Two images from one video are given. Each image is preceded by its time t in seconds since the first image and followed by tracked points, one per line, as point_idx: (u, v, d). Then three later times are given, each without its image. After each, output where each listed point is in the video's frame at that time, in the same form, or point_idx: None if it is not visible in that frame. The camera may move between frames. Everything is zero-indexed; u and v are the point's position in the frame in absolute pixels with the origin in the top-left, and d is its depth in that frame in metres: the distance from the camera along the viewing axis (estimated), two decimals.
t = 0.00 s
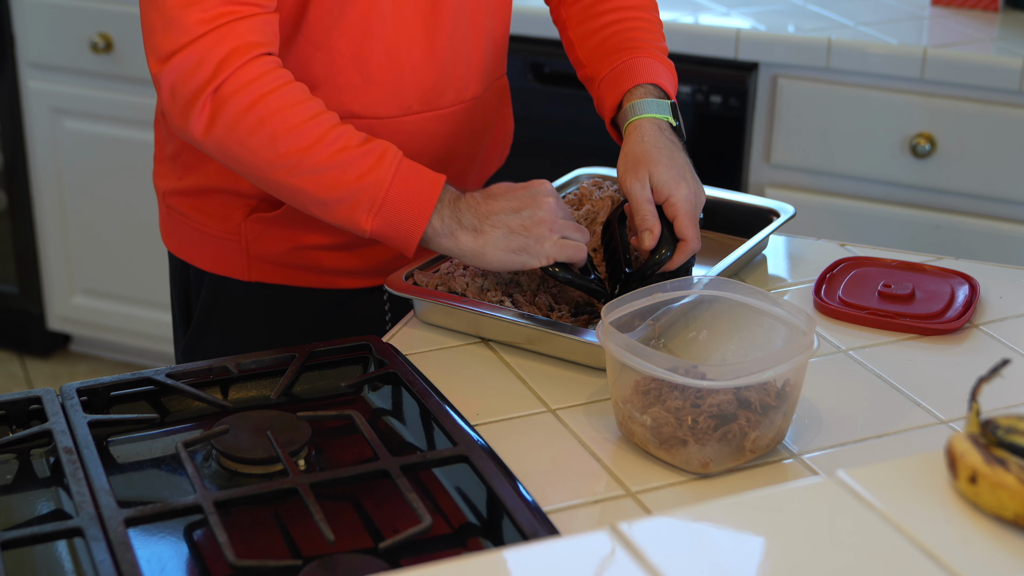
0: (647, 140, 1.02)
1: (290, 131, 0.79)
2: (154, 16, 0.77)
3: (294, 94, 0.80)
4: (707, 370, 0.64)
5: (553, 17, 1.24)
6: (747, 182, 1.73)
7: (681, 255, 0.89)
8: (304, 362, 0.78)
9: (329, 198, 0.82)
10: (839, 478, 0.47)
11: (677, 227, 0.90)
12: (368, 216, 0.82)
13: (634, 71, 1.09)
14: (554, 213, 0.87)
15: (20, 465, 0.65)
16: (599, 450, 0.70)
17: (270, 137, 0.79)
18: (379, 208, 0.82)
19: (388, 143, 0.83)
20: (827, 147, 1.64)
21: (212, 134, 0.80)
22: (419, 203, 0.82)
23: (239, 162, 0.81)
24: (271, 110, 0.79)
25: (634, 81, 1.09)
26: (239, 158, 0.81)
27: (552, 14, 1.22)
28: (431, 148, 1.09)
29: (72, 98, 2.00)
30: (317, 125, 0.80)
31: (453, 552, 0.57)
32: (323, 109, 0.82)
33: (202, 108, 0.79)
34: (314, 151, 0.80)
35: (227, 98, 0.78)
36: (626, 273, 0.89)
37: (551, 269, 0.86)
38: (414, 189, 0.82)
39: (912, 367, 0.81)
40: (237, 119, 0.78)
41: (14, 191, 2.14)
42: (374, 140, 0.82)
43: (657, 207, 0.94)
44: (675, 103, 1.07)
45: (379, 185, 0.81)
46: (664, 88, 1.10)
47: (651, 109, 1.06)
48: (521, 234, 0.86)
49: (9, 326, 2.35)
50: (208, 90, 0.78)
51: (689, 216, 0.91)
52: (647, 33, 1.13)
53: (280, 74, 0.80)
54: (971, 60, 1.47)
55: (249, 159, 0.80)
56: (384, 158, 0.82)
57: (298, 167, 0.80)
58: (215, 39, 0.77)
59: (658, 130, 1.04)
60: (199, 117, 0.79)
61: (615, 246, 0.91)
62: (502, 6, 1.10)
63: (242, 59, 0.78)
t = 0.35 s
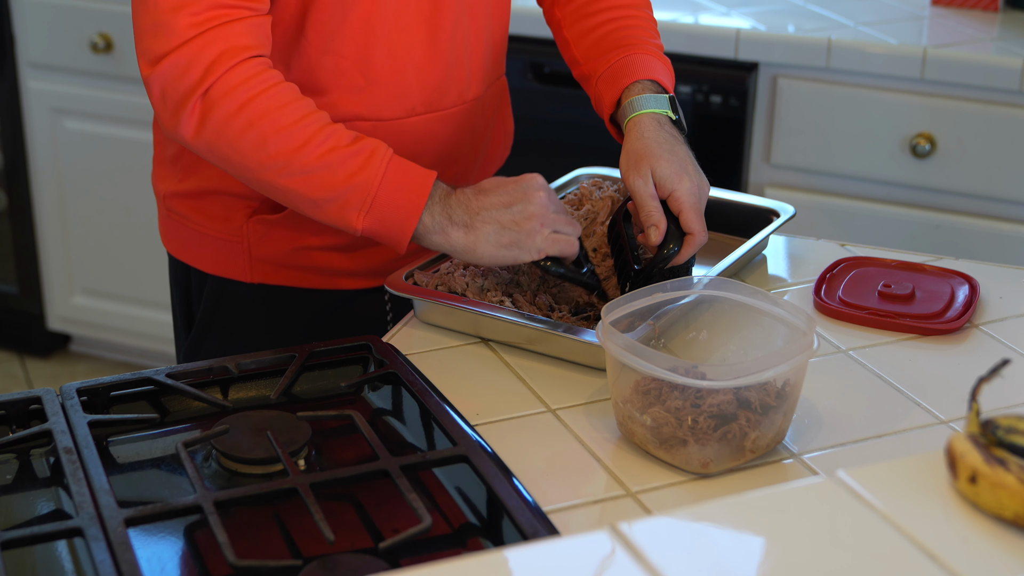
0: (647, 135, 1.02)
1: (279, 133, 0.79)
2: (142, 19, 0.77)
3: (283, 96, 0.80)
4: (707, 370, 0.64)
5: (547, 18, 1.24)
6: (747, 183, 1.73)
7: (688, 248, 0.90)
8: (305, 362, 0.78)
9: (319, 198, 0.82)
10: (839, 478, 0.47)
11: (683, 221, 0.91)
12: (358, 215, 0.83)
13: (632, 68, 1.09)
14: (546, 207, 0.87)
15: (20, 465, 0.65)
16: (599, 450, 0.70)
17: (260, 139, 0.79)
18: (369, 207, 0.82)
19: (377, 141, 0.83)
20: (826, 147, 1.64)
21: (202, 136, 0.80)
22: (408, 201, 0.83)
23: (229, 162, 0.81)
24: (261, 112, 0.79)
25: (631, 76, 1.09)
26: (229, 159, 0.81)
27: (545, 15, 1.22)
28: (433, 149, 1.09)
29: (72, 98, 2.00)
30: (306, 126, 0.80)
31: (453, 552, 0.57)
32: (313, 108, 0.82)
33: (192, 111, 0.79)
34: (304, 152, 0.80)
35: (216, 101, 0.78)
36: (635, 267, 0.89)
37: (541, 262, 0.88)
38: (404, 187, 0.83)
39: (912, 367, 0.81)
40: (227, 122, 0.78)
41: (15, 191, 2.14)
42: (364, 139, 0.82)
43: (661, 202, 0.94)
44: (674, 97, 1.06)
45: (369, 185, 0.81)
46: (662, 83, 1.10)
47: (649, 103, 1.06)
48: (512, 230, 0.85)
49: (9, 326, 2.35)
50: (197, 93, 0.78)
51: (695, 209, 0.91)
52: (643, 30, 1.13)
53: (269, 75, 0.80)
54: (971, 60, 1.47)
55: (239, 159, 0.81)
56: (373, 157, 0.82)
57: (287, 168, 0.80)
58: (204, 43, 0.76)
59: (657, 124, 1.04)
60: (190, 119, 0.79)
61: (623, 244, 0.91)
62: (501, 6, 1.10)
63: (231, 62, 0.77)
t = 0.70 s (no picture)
0: (648, 150, 1.01)
1: (310, 138, 0.79)
2: (169, 21, 0.76)
3: (315, 101, 0.80)
4: (707, 370, 0.64)
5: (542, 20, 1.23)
6: (747, 182, 1.73)
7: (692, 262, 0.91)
8: (305, 362, 0.78)
9: (347, 205, 0.82)
10: (839, 478, 0.47)
11: (686, 235, 0.91)
12: (386, 223, 0.83)
13: (631, 77, 1.09)
14: (569, 228, 0.89)
15: (20, 465, 0.65)
16: (599, 450, 0.70)
17: (290, 144, 0.79)
18: (397, 215, 0.83)
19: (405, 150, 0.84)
20: (826, 147, 1.64)
21: (230, 140, 0.79)
22: (436, 210, 0.84)
23: (255, 167, 0.81)
24: (293, 117, 0.79)
25: (632, 88, 1.09)
26: (257, 164, 0.81)
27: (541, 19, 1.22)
28: (431, 148, 1.09)
29: (72, 98, 2.00)
30: (337, 132, 0.80)
31: (453, 552, 0.57)
32: (341, 115, 0.82)
33: (221, 115, 0.78)
34: (335, 158, 0.80)
35: (246, 105, 0.78)
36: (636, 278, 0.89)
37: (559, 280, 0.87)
38: (432, 196, 0.83)
39: (912, 367, 0.81)
40: (257, 127, 0.78)
41: (14, 191, 2.14)
42: (392, 147, 0.83)
43: (664, 216, 0.95)
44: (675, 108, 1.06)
45: (398, 193, 0.82)
46: (662, 92, 1.10)
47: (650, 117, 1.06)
48: (538, 246, 0.87)
49: (9, 326, 2.35)
50: (227, 96, 0.77)
51: (697, 224, 0.92)
52: (639, 38, 1.13)
53: (300, 80, 0.80)
54: (971, 60, 1.47)
55: (268, 165, 0.80)
56: (402, 165, 0.83)
57: (317, 174, 0.80)
58: (233, 46, 0.76)
59: (658, 138, 1.04)
60: (218, 123, 0.79)
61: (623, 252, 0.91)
62: (499, 6, 1.10)
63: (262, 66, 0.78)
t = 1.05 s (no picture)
0: (642, 147, 1.01)
1: (271, 124, 0.79)
2: (136, 17, 0.78)
3: (277, 87, 0.80)
4: (707, 370, 0.64)
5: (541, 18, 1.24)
6: (747, 182, 1.73)
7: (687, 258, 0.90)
8: (305, 362, 0.78)
9: (312, 190, 0.81)
10: (839, 478, 0.47)
11: (680, 231, 0.91)
12: (352, 206, 0.82)
13: (626, 76, 1.09)
14: (543, 219, 0.88)
15: (20, 465, 0.65)
16: (599, 450, 0.70)
17: (251, 131, 0.79)
18: (362, 197, 0.81)
19: (372, 133, 0.83)
20: (826, 147, 1.64)
21: (194, 130, 0.80)
22: (403, 191, 0.82)
23: (222, 157, 0.82)
24: (252, 103, 0.79)
25: (626, 84, 1.09)
26: (222, 153, 0.81)
27: (540, 17, 1.22)
28: (432, 147, 1.08)
29: (72, 98, 2.00)
30: (298, 118, 0.80)
31: (453, 552, 0.57)
32: (306, 101, 0.82)
33: (184, 105, 0.79)
34: (296, 143, 0.80)
35: (207, 94, 0.78)
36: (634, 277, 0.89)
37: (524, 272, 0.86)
38: (398, 177, 0.82)
39: (913, 367, 0.81)
40: (219, 115, 0.79)
41: (14, 191, 2.14)
42: (357, 130, 0.82)
43: (659, 213, 0.94)
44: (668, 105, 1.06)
45: (362, 175, 0.81)
46: (657, 90, 1.09)
47: (645, 113, 1.06)
48: (508, 232, 0.85)
49: (9, 326, 2.35)
50: (189, 87, 0.78)
51: (692, 219, 0.91)
52: (636, 36, 1.13)
53: (262, 68, 0.80)
54: (971, 60, 1.47)
55: (233, 153, 0.81)
56: (367, 147, 0.82)
57: (281, 160, 0.80)
58: (194, 37, 0.77)
59: (652, 136, 1.03)
60: (183, 113, 0.80)
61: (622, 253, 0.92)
62: (501, 5, 1.10)
63: (223, 54, 0.78)
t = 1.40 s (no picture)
0: (659, 99, 1.02)
1: (253, 125, 0.78)
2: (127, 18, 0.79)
3: (260, 86, 0.79)
4: (707, 370, 0.64)
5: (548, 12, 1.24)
6: (747, 182, 1.73)
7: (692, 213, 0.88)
8: (305, 362, 0.78)
9: (297, 190, 0.81)
10: (839, 478, 0.47)
11: (692, 180, 0.90)
12: (337, 206, 0.81)
13: (638, 43, 1.09)
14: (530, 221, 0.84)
15: (20, 465, 0.65)
16: (599, 450, 0.70)
17: (235, 132, 0.79)
18: (346, 198, 0.80)
19: (358, 131, 0.81)
20: (826, 147, 1.64)
21: (182, 129, 0.80)
22: (387, 191, 0.80)
23: (210, 155, 0.82)
24: (235, 104, 0.78)
25: (638, 48, 1.09)
26: (210, 152, 0.81)
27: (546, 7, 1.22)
28: (429, 147, 1.08)
29: (72, 98, 2.00)
30: (280, 118, 0.79)
31: (453, 552, 0.57)
32: (292, 99, 0.81)
33: (171, 105, 0.79)
34: (278, 144, 0.79)
35: (192, 96, 0.78)
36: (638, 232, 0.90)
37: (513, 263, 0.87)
38: (382, 176, 0.80)
39: (912, 367, 0.81)
40: (203, 116, 0.79)
41: (14, 191, 2.14)
42: (342, 129, 0.81)
43: (671, 162, 0.95)
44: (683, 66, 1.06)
45: (345, 176, 0.80)
46: (669, 54, 1.10)
47: (657, 72, 1.06)
48: (490, 239, 0.83)
49: (9, 326, 2.36)
50: (174, 88, 0.78)
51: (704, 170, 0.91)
52: (643, 8, 1.14)
53: (248, 66, 0.80)
54: (971, 60, 1.47)
55: (220, 153, 0.81)
56: (352, 146, 0.80)
57: (264, 160, 0.80)
58: (178, 38, 0.77)
59: (667, 92, 1.04)
60: (169, 113, 0.80)
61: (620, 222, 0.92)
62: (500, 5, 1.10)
63: (206, 55, 0.78)
